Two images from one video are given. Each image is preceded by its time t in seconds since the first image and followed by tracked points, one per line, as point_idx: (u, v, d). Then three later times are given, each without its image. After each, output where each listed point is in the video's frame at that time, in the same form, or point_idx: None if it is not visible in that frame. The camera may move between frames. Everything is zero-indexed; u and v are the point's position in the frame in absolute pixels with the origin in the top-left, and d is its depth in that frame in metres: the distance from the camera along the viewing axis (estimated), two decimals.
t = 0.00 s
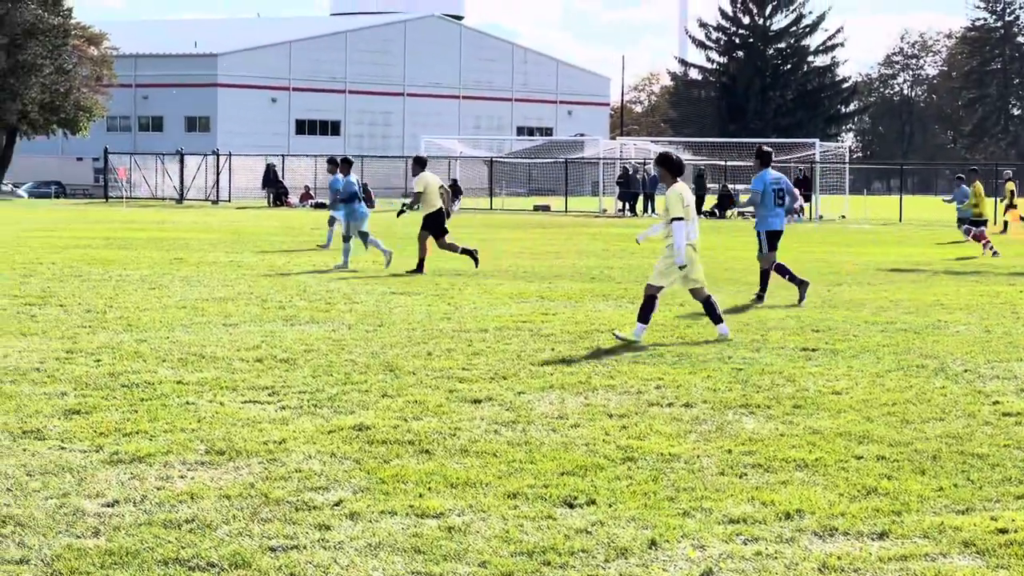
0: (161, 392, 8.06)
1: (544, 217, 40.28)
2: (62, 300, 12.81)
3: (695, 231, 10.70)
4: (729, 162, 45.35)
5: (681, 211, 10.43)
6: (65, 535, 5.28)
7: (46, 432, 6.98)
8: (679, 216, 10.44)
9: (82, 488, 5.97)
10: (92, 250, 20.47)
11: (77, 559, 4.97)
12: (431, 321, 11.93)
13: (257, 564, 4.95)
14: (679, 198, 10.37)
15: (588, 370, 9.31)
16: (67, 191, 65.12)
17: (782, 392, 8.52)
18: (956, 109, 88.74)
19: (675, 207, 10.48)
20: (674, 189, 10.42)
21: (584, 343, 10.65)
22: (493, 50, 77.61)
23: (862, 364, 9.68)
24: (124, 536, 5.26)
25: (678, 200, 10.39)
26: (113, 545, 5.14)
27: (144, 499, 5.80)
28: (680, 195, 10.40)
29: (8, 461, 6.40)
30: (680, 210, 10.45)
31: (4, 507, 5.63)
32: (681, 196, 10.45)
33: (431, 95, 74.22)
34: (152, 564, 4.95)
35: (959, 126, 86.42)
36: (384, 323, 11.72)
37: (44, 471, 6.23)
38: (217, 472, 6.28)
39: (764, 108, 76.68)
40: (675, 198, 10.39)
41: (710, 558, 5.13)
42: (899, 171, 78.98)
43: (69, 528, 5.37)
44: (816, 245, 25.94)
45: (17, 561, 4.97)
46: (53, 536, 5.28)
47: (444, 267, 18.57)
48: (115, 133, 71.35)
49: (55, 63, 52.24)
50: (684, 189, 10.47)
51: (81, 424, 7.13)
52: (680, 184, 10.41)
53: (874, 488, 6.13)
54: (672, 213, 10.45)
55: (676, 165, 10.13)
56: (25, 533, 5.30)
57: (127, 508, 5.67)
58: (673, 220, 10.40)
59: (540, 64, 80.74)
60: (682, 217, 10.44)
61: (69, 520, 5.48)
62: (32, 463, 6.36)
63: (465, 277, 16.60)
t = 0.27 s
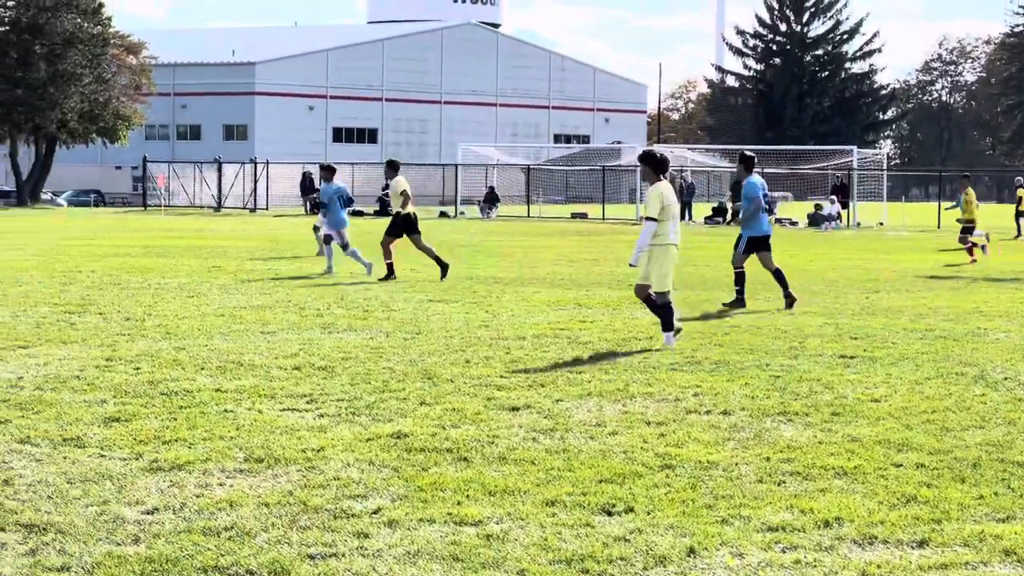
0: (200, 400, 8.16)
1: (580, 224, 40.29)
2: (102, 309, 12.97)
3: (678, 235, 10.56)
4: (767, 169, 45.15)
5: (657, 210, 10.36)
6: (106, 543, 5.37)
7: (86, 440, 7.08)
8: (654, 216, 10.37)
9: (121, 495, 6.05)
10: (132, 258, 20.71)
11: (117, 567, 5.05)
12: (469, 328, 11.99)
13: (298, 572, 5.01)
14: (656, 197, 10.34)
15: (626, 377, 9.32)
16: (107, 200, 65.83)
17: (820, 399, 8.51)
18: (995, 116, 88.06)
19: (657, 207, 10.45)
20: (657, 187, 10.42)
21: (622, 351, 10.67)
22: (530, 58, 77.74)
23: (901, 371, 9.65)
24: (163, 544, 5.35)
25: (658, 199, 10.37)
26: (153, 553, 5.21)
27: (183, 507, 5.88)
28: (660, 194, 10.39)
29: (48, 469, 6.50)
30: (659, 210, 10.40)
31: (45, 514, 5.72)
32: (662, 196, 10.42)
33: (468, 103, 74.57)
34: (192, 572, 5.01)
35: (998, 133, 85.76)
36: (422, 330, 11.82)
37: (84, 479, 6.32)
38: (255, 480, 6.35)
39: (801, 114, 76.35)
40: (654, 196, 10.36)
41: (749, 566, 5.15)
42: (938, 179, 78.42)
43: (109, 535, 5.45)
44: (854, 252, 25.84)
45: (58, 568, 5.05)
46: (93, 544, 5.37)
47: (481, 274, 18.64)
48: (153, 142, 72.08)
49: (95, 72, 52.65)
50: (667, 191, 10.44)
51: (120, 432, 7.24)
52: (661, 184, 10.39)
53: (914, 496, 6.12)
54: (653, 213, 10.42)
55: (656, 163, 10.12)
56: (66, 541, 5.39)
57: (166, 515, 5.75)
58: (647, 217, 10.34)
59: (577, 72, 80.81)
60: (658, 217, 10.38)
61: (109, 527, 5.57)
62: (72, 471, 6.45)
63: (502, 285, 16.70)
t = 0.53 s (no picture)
0: (246, 408, 8.27)
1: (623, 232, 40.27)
2: (148, 317, 13.16)
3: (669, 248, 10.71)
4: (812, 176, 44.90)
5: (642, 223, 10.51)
6: (151, 551, 5.46)
7: (133, 448, 7.19)
8: (639, 227, 10.52)
9: (168, 504, 6.14)
10: (178, 267, 20.97)
11: None
12: (514, 337, 12.05)
13: None
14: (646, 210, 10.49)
15: (671, 385, 9.32)
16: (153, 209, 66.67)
17: (866, 407, 8.48)
18: None
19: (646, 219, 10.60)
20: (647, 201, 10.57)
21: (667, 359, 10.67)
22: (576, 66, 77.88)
23: (948, 379, 9.59)
24: (209, 552, 5.43)
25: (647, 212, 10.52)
26: (199, 561, 5.30)
27: (228, 515, 5.95)
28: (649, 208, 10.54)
29: (95, 477, 6.60)
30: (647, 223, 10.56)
31: (91, 523, 5.82)
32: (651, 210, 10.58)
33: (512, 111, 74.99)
34: None
35: None
36: (467, 339, 11.90)
37: (130, 487, 6.42)
38: (300, 488, 6.42)
39: (846, 122, 75.79)
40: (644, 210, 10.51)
41: None
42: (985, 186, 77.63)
43: (155, 544, 5.54)
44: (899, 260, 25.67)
45: None
46: (139, 552, 5.46)
47: (526, 283, 18.72)
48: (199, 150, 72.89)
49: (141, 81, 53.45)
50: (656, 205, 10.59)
51: (165, 441, 7.34)
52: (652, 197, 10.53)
53: (961, 505, 6.09)
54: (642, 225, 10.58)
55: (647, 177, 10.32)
56: (112, 550, 5.48)
57: (212, 524, 5.83)
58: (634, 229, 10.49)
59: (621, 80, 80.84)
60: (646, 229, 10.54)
61: (155, 536, 5.66)
62: (119, 480, 6.55)
63: (546, 293, 16.75)
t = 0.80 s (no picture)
0: (298, 419, 8.36)
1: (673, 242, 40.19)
2: (201, 327, 13.36)
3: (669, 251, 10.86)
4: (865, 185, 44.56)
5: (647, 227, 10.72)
6: (204, 561, 5.50)
7: (185, 458, 7.24)
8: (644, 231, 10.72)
9: (221, 514, 6.18)
10: (231, 277, 21.25)
11: None
12: (565, 347, 12.10)
13: None
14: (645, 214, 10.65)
15: (723, 396, 9.31)
16: (205, 219, 67.46)
17: (919, 418, 8.43)
18: None
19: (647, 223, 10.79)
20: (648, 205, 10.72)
21: (719, 368, 10.67)
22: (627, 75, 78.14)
23: (1003, 390, 9.50)
24: (261, 562, 5.47)
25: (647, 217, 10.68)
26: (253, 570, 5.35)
27: (280, 525, 5.99)
28: (650, 212, 10.69)
29: (148, 486, 6.65)
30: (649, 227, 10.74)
31: (144, 533, 5.85)
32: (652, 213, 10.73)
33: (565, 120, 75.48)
34: None
35: None
36: (518, 349, 11.95)
37: (182, 496, 6.46)
38: (352, 498, 6.47)
39: (899, 131, 74.99)
40: (644, 214, 10.68)
41: None
42: None
43: (208, 553, 5.58)
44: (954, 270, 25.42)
45: None
46: (192, 561, 5.50)
47: (577, 292, 18.78)
48: (251, 161, 73.58)
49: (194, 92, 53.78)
50: (658, 208, 10.73)
51: (218, 450, 7.40)
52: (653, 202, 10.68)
53: (1016, 517, 6.05)
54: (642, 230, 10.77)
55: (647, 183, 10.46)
56: (164, 559, 5.52)
57: (263, 534, 5.87)
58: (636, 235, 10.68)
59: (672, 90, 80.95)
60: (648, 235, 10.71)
61: (208, 545, 5.69)
62: (171, 489, 6.60)
63: (596, 303, 16.79)
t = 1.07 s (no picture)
0: (355, 429, 8.46)
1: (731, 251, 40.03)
2: (260, 337, 13.57)
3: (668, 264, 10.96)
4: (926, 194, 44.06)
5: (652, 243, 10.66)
6: (262, 570, 5.56)
7: (244, 467, 7.33)
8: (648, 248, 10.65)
9: (279, 523, 6.25)
10: (290, 287, 21.54)
11: None
12: (622, 357, 12.13)
13: None
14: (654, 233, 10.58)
15: (780, 406, 9.28)
16: (263, 230, 68.18)
17: (979, 429, 8.35)
18: None
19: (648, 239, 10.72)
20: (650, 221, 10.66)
21: (776, 378, 10.63)
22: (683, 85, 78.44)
23: None
24: (318, 571, 5.52)
25: (651, 232, 10.62)
26: None
27: (338, 535, 6.05)
28: (654, 228, 10.64)
29: (207, 495, 6.73)
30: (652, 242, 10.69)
31: (204, 541, 5.92)
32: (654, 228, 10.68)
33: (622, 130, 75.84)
34: None
35: None
36: (575, 359, 12.00)
37: (241, 506, 6.53)
38: (410, 508, 6.54)
39: (957, 140, 74.05)
40: (649, 231, 10.61)
41: None
42: None
43: (266, 562, 5.65)
44: (1017, 278, 25.12)
45: None
46: (250, 570, 5.55)
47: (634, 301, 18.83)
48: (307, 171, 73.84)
49: (252, 102, 54.94)
50: (661, 224, 10.72)
51: (276, 460, 7.48)
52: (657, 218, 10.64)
53: None
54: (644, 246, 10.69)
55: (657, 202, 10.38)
56: (222, 568, 5.58)
57: (322, 542, 5.93)
58: (641, 253, 10.53)
59: (728, 99, 81.18)
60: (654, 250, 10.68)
61: (266, 554, 5.76)
62: (230, 499, 6.67)
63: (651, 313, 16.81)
